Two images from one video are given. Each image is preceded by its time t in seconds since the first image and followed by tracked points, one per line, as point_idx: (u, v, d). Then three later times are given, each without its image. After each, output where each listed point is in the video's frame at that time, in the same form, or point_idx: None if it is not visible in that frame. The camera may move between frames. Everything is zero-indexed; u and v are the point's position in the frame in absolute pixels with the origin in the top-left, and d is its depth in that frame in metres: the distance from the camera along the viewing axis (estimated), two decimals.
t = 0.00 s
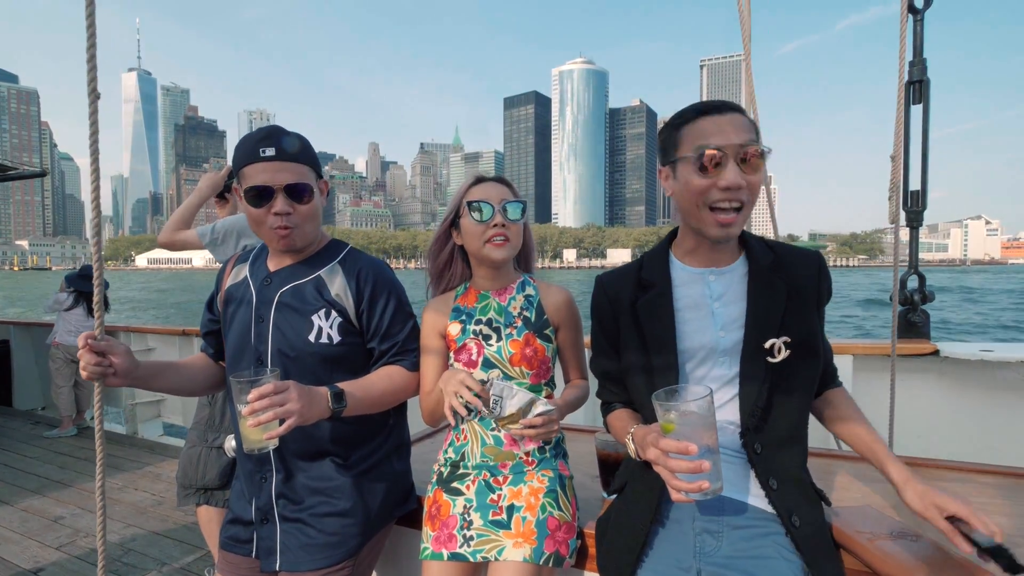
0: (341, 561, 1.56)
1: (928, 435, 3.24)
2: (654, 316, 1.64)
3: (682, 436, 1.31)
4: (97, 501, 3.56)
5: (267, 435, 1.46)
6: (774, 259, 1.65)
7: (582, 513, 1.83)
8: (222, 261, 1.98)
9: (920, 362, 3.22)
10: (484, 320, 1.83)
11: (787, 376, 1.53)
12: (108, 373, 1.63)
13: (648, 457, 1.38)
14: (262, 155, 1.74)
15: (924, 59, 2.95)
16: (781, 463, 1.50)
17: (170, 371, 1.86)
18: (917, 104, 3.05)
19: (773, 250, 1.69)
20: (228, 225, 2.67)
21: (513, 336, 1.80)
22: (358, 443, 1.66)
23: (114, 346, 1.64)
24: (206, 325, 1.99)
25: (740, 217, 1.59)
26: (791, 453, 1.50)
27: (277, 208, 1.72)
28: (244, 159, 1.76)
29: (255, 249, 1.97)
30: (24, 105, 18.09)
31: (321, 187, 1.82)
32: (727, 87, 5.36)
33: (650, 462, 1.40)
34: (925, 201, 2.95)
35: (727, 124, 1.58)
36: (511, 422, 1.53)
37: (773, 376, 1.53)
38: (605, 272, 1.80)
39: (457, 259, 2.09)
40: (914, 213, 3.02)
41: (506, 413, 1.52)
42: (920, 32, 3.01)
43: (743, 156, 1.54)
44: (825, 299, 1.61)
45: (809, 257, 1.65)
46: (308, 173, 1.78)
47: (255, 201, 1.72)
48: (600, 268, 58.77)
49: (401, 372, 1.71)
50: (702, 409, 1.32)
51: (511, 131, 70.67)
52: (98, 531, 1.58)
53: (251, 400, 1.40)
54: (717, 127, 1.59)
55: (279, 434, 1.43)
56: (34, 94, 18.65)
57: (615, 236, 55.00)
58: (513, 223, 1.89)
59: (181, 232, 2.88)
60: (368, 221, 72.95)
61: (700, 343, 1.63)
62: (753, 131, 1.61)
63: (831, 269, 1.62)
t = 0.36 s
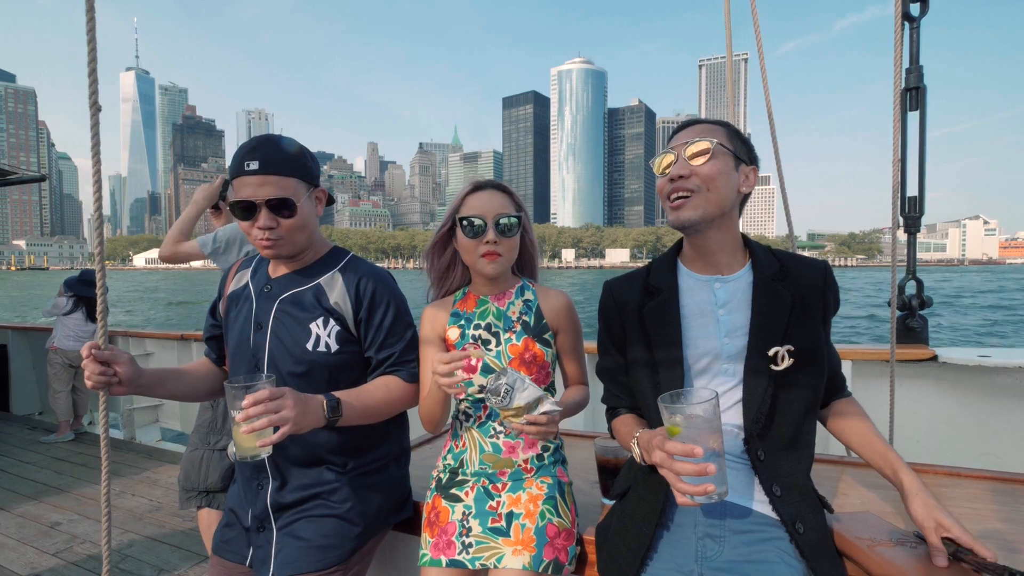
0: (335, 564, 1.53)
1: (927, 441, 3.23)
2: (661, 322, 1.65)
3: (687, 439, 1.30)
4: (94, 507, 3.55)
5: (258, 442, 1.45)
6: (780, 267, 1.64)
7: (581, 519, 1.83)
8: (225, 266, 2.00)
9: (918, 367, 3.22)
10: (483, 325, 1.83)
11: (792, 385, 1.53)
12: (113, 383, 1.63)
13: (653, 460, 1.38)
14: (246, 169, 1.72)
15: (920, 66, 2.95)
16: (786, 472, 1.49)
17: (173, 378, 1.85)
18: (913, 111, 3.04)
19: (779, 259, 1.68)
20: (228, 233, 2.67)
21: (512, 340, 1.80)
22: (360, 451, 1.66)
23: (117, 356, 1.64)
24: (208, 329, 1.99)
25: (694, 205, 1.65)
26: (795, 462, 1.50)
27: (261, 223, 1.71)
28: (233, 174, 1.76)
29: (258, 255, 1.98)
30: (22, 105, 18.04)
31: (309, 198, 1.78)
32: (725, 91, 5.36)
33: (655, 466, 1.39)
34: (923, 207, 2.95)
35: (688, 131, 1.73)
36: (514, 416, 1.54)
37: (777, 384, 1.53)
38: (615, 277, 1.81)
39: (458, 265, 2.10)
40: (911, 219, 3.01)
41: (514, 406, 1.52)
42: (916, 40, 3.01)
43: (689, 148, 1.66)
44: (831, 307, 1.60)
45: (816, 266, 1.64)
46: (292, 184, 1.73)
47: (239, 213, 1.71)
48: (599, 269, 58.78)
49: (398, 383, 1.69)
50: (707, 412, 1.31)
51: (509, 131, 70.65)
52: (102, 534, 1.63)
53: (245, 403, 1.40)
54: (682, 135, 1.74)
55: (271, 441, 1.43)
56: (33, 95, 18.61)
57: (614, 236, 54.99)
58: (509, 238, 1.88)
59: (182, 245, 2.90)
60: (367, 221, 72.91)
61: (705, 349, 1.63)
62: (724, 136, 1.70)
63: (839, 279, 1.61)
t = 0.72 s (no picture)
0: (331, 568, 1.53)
1: (927, 446, 3.23)
2: (663, 329, 1.65)
3: (695, 450, 1.30)
4: (92, 513, 3.54)
5: (275, 449, 1.44)
6: (781, 278, 1.65)
7: (581, 526, 1.83)
8: (226, 273, 2.00)
9: (918, 373, 3.22)
10: (485, 333, 1.82)
11: (794, 392, 1.53)
12: (114, 396, 1.64)
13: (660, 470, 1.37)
14: (247, 183, 1.74)
15: (918, 73, 2.95)
16: (788, 478, 1.50)
17: (170, 389, 1.86)
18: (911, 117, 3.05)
19: (779, 270, 1.69)
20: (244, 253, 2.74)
21: (514, 351, 1.80)
22: (360, 458, 1.67)
23: (119, 369, 1.65)
24: (204, 335, 1.98)
25: (700, 220, 1.64)
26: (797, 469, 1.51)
27: (259, 237, 1.71)
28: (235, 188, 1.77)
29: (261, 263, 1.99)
30: (21, 106, 17.99)
31: (307, 212, 1.76)
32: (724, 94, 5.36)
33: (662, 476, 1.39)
34: (921, 213, 2.95)
35: (694, 143, 1.72)
36: (535, 405, 1.54)
37: (780, 393, 1.53)
38: (617, 285, 1.81)
39: (464, 271, 2.10)
40: (910, 224, 3.02)
41: (541, 392, 1.53)
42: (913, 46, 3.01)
43: (697, 161, 1.66)
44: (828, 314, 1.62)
45: (814, 277, 1.66)
46: (290, 198, 1.73)
47: (240, 226, 1.73)
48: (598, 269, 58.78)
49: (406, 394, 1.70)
50: (714, 424, 1.31)
51: (508, 131, 70.63)
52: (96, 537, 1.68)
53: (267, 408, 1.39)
54: (688, 147, 1.73)
55: (289, 448, 1.42)
56: (32, 95, 18.58)
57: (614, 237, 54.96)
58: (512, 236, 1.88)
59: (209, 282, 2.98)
60: (367, 222, 72.90)
61: (708, 357, 1.63)
62: (731, 149, 1.69)
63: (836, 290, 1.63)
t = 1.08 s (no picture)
0: None
1: (922, 450, 3.24)
2: (660, 329, 1.66)
3: (681, 444, 1.30)
4: (87, 517, 3.53)
5: (297, 472, 1.45)
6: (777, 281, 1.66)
7: (576, 530, 1.83)
8: (220, 283, 2.00)
9: (914, 376, 3.23)
10: (484, 336, 1.82)
11: (791, 394, 1.53)
12: (119, 396, 1.64)
13: (648, 464, 1.39)
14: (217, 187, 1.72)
15: (913, 78, 2.95)
16: (785, 481, 1.50)
17: (175, 391, 1.85)
18: (906, 121, 3.05)
19: (775, 272, 1.70)
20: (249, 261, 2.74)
21: (513, 354, 1.79)
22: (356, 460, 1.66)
23: (125, 370, 1.65)
24: (207, 342, 1.99)
25: (702, 234, 1.64)
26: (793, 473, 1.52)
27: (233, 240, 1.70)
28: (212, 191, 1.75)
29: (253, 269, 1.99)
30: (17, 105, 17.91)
31: (277, 211, 1.71)
32: (721, 95, 5.35)
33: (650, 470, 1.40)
34: (917, 218, 2.95)
35: (687, 154, 1.69)
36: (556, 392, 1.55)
37: (776, 395, 1.53)
38: (614, 285, 1.82)
39: (463, 274, 2.10)
40: (906, 228, 3.02)
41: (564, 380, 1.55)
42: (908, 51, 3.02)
43: (694, 176, 1.64)
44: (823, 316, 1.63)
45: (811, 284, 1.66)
46: (259, 198, 1.68)
47: (214, 229, 1.72)
48: (596, 270, 58.82)
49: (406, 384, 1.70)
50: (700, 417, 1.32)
51: (506, 132, 70.65)
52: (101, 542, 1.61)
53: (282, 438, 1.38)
54: (682, 157, 1.70)
55: (312, 470, 1.44)
56: (28, 95, 18.49)
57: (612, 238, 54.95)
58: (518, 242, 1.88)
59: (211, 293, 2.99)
60: (365, 222, 72.87)
61: (703, 357, 1.64)
62: (725, 157, 1.67)
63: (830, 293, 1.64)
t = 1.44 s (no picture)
0: None
1: (922, 453, 3.23)
2: (661, 327, 1.67)
3: (670, 440, 1.30)
4: (86, 519, 3.53)
5: (258, 452, 1.44)
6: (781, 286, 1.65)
7: (575, 532, 1.83)
8: (234, 272, 2.01)
9: (913, 379, 3.23)
10: (483, 341, 1.81)
11: (789, 400, 1.52)
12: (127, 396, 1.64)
13: (641, 461, 1.40)
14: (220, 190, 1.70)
15: (911, 81, 2.96)
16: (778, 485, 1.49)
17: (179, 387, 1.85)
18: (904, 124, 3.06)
19: (780, 276, 1.69)
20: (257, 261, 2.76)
21: (512, 359, 1.79)
22: (357, 460, 1.66)
23: (132, 370, 1.65)
24: (212, 336, 2.00)
25: (709, 230, 1.65)
26: (787, 477, 1.50)
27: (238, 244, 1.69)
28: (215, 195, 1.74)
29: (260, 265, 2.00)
30: (16, 105, 17.87)
31: (281, 213, 1.69)
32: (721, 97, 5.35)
33: (644, 468, 1.41)
34: (915, 220, 2.96)
35: (700, 150, 1.71)
36: (554, 395, 1.55)
37: (772, 399, 1.53)
38: (620, 284, 1.84)
39: (462, 278, 2.10)
40: (905, 231, 3.03)
41: (563, 382, 1.55)
42: (906, 54, 3.02)
43: (706, 169, 1.65)
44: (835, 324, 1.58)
45: (818, 288, 1.64)
46: (266, 202, 1.67)
47: (218, 231, 1.70)
48: (595, 270, 58.81)
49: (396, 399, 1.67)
50: (692, 415, 1.32)
51: (505, 132, 70.61)
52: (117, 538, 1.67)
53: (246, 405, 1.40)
54: (692, 154, 1.72)
55: (269, 452, 1.41)
56: (27, 95, 18.44)
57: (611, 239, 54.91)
58: (517, 244, 1.88)
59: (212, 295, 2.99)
60: (363, 222, 72.77)
61: (702, 358, 1.64)
62: (735, 155, 1.69)
63: (839, 298, 1.60)
